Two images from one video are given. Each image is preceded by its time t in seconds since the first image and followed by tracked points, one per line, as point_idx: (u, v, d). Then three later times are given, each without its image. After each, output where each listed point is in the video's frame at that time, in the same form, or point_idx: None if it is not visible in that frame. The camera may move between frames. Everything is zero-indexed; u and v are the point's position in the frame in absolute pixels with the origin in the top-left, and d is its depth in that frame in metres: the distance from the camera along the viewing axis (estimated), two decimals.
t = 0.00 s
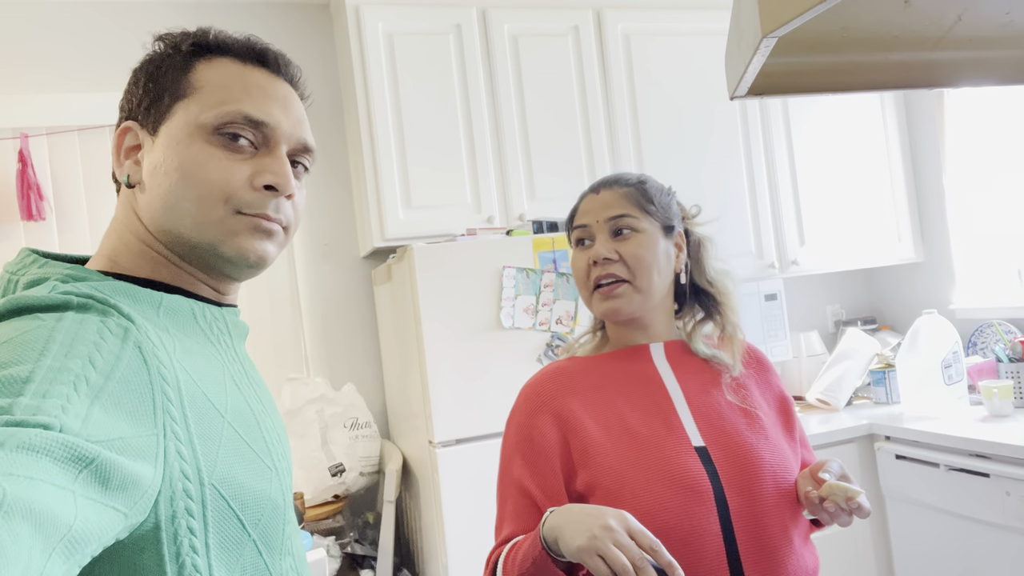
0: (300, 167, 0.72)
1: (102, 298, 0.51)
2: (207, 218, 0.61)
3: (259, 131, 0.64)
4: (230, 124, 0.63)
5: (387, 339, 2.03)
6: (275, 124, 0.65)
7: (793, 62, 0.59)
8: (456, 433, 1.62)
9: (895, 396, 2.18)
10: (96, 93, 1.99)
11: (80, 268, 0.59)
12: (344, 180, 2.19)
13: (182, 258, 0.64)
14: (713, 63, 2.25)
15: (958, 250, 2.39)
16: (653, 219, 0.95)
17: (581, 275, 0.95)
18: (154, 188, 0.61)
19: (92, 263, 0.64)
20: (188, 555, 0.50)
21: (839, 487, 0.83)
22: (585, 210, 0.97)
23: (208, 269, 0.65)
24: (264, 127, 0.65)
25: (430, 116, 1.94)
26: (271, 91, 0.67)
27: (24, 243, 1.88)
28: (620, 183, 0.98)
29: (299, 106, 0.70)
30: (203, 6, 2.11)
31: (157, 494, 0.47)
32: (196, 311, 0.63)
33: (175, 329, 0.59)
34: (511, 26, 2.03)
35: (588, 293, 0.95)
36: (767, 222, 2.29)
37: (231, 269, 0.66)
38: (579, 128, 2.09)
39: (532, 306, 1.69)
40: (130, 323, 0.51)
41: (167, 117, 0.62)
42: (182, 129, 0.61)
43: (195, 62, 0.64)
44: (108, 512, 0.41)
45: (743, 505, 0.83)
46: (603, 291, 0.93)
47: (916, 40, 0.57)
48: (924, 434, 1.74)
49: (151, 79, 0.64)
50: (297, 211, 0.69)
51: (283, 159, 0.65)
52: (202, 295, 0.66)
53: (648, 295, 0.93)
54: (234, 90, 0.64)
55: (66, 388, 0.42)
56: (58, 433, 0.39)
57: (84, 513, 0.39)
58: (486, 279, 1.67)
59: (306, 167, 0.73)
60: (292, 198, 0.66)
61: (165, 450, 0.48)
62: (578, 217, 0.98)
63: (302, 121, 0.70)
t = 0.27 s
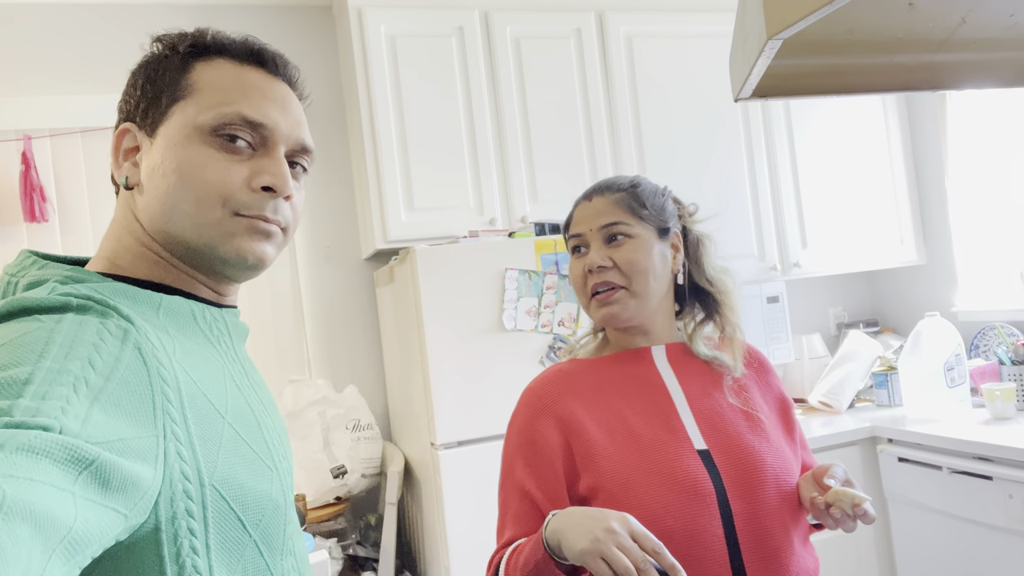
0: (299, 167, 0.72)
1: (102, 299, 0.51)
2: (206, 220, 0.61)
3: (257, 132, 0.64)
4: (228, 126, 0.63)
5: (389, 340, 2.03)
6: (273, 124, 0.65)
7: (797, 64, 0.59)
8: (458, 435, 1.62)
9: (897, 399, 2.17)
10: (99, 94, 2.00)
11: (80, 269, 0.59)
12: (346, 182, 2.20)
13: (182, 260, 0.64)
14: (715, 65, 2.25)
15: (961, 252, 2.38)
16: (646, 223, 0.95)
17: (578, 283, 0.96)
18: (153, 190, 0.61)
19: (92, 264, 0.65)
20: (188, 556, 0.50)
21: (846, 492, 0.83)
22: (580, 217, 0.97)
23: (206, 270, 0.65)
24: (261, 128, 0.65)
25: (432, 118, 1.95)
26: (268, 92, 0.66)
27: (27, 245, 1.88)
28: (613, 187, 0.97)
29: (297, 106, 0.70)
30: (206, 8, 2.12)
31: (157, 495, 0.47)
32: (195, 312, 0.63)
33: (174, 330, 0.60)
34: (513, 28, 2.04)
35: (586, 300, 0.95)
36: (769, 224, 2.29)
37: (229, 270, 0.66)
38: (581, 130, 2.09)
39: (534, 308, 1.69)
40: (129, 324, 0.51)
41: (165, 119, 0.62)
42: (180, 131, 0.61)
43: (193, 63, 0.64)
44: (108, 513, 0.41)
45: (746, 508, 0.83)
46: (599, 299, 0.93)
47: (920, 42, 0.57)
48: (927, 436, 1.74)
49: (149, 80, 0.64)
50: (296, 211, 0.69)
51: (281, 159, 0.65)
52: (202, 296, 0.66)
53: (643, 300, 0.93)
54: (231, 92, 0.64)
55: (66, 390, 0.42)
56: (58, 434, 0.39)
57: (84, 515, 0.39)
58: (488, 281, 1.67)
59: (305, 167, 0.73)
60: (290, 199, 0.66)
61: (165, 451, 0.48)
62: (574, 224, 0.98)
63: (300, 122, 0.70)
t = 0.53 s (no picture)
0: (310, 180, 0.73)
1: (99, 299, 0.52)
2: (236, 218, 0.62)
3: (287, 139, 0.66)
4: (261, 133, 0.64)
5: (394, 344, 2.03)
6: (302, 134, 0.67)
7: (802, 65, 0.59)
8: (462, 439, 1.61)
9: (903, 403, 2.16)
10: (105, 99, 2.01)
11: (78, 270, 0.60)
12: (351, 186, 2.20)
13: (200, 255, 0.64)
14: (719, 69, 2.25)
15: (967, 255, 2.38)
16: (647, 224, 0.95)
17: (580, 286, 0.96)
18: (182, 183, 0.61)
19: (92, 265, 0.65)
20: (189, 555, 0.50)
21: (851, 492, 0.83)
22: (579, 223, 0.97)
23: (217, 267, 0.65)
24: (291, 136, 0.66)
25: (437, 122, 1.95)
26: (296, 105, 0.68)
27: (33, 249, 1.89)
28: (610, 191, 0.97)
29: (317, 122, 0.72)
30: (212, 14, 2.13)
31: (157, 494, 0.47)
32: (194, 310, 0.63)
33: (173, 329, 0.60)
34: (517, 32, 2.04)
35: (591, 303, 0.95)
36: (773, 227, 2.29)
37: (240, 269, 0.66)
38: (585, 134, 2.09)
39: (538, 312, 1.69)
40: (127, 324, 0.51)
41: (197, 118, 0.63)
42: (216, 133, 0.62)
43: (226, 72, 0.65)
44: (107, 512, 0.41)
45: (750, 511, 0.83)
46: (602, 301, 0.93)
47: (926, 43, 0.57)
48: (933, 440, 1.73)
49: (179, 80, 0.64)
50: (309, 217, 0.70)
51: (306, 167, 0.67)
52: (203, 297, 0.66)
53: (648, 301, 0.93)
54: (266, 102, 0.65)
55: (63, 390, 0.42)
56: (56, 434, 0.39)
57: (83, 514, 0.39)
58: (493, 284, 1.67)
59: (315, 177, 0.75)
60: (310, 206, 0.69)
61: (164, 451, 0.48)
62: (573, 230, 0.98)
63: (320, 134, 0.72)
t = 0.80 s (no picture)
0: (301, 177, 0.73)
1: (98, 307, 0.51)
2: (218, 221, 0.61)
3: (269, 139, 0.65)
4: (241, 134, 0.63)
5: (393, 349, 2.03)
6: (284, 132, 0.66)
7: (802, 69, 0.59)
8: (462, 443, 1.61)
9: (904, 406, 2.16)
10: (104, 104, 2.01)
11: (76, 278, 0.60)
12: (350, 190, 2.20)
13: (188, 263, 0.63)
14: (718, 72, 2.26)
15: (967, 258, 2.37)
16: (683, 243, 0.93)
17: (616, 305, 0.91)
18: (163, 192, 0.61)
19: (89, 272, 0.65)
20: (185, 564, 0.50)
21: (850, 494, 0.83)
22: (622, 241, 0.90)
23: (209, 275, 0.65)
24: (273, 136, 0.65)
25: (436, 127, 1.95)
26: (278, 103, 0.67)
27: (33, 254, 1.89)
28: (651, 208, 0.92)
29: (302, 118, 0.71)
30: (211, 19, 2.13)
31: (154, 503, 0.47)
32: (192, 319, 0.63)
33: (171, 337, 0.60)
34: (516, 36, 2.04)
35: (627, 323, 0.91)
36: (773, 230, 2.29)
37: (232, 275, 0.66)
38: (584, 138, 2.09)
39: (538, 316, 1.69)
40: (125, 332, 0.51)
41: (176, 124, 0.62)
42: (194, 137, 0.61)
43: (203, 73, 0.64)
44: (105, 521, 0.41)
45: (750, 512, 0.82)
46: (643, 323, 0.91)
47: (925, 47, 0.57)
48: (934, 444, 1.73)
49: (157, 87, 0.64)
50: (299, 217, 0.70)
51: (291, 167, 0.67)
52: (202, 305, 0.67)
53: (683, 323, 0.94)
54: (244, 102, 0.64)
55: (62, 398, 0.42)
56: (55, 442, 0.39)
57: (81, 523, 0.39)
58: (492, 288, 1.67)
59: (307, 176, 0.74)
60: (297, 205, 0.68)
61: (162, 459, 0.48)
62: (611, 247, 0.91)
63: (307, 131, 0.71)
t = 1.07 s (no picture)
0: (296, 172, 0.73)
1: (96, 306, 0.51)
2: (208, 218, 0.61)
3: (259, 137, 0.65)
4: (231, 131, 0.63)
5: (393, 352, 2.02)
6: (275, 129, 0.66)
7: (800, 66, 0.59)
8: (462, 446, 1.61)
9: (904, 407, 2.16)
10: (104, 108, 2.01)
11: (74, 277, 0.60)
12: (350, 194, 2.20)
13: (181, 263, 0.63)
14: (717, 74, 2.26)
15: (966, 259, 2.38)
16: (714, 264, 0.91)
17: (646, 318, 0.87)
18: (153, 192, 0.61)
19: (88, 272, 0.65)
20: (182, 564, 0.50)
21: (855, 487, 0.83)
22: (671, 258, 0.85)
23: (204, 274, 0.65)
24: (263, 132, 0.65)
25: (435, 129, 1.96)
26: (268, 99, 0.67)
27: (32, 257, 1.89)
28: (699, 226, 0.88)
29: (293, 111, 0.71)
30: (211, 22, 2.14)
31: (151, 502, 0.47)
32: (190, 318, 0.63)
33: (169, 336, 0.60)
34: (515, 39, 2.05)
35: (648, 336, 0.89)
36: (773, 232, 2.29)
37: (227, 274, 0.66)
38: (583, 140, 2.10)
39: (538, 318, 1.69)
40: (123, 330, 0.51)
41: (165, 124, 0.62)
42: (183, 136, 0.61)
43: (191, 71, 0.64)
44: (101, 520, 0.41)
45: (749, 508, 0.82)
46: (666, 338, 0.88)
47: (922, 44, 0.58)
48: (935, 444, 1.73)
49: (146, 86, 0.64)
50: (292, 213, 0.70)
51: (282, 164, 0.67)
52: (200, 304, 0.67)
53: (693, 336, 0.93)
54: (232, 100, 0.64)
55: (59, 397, 0.42)
56: (51, 441, 0.39)
57: (77, 522, 0.39)
58: (492, 290, 1.67)
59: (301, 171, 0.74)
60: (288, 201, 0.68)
61: (159, 458, 0.48)
62: (660, 261, 0.85)
63: (298, 126, 0.70)
